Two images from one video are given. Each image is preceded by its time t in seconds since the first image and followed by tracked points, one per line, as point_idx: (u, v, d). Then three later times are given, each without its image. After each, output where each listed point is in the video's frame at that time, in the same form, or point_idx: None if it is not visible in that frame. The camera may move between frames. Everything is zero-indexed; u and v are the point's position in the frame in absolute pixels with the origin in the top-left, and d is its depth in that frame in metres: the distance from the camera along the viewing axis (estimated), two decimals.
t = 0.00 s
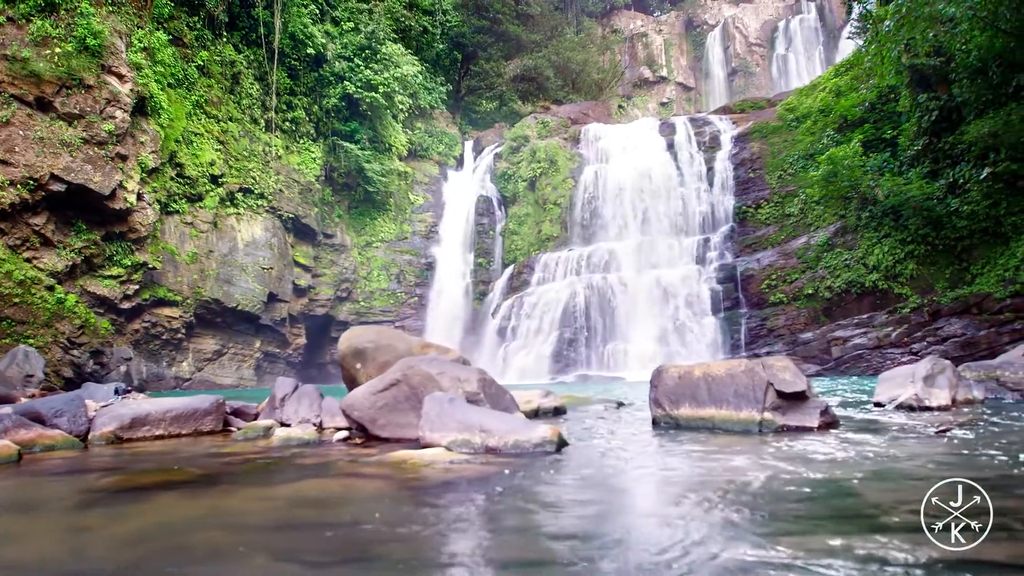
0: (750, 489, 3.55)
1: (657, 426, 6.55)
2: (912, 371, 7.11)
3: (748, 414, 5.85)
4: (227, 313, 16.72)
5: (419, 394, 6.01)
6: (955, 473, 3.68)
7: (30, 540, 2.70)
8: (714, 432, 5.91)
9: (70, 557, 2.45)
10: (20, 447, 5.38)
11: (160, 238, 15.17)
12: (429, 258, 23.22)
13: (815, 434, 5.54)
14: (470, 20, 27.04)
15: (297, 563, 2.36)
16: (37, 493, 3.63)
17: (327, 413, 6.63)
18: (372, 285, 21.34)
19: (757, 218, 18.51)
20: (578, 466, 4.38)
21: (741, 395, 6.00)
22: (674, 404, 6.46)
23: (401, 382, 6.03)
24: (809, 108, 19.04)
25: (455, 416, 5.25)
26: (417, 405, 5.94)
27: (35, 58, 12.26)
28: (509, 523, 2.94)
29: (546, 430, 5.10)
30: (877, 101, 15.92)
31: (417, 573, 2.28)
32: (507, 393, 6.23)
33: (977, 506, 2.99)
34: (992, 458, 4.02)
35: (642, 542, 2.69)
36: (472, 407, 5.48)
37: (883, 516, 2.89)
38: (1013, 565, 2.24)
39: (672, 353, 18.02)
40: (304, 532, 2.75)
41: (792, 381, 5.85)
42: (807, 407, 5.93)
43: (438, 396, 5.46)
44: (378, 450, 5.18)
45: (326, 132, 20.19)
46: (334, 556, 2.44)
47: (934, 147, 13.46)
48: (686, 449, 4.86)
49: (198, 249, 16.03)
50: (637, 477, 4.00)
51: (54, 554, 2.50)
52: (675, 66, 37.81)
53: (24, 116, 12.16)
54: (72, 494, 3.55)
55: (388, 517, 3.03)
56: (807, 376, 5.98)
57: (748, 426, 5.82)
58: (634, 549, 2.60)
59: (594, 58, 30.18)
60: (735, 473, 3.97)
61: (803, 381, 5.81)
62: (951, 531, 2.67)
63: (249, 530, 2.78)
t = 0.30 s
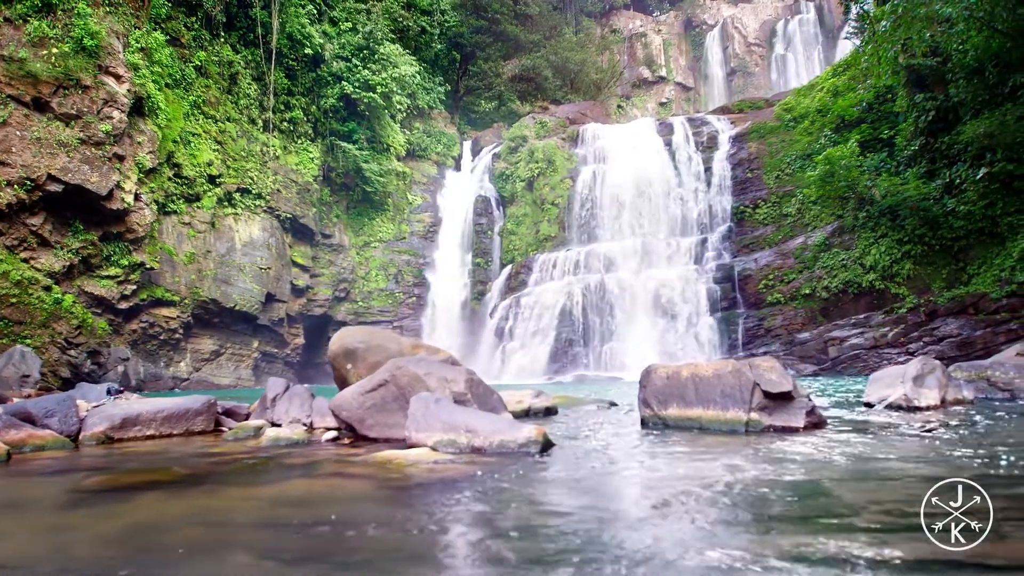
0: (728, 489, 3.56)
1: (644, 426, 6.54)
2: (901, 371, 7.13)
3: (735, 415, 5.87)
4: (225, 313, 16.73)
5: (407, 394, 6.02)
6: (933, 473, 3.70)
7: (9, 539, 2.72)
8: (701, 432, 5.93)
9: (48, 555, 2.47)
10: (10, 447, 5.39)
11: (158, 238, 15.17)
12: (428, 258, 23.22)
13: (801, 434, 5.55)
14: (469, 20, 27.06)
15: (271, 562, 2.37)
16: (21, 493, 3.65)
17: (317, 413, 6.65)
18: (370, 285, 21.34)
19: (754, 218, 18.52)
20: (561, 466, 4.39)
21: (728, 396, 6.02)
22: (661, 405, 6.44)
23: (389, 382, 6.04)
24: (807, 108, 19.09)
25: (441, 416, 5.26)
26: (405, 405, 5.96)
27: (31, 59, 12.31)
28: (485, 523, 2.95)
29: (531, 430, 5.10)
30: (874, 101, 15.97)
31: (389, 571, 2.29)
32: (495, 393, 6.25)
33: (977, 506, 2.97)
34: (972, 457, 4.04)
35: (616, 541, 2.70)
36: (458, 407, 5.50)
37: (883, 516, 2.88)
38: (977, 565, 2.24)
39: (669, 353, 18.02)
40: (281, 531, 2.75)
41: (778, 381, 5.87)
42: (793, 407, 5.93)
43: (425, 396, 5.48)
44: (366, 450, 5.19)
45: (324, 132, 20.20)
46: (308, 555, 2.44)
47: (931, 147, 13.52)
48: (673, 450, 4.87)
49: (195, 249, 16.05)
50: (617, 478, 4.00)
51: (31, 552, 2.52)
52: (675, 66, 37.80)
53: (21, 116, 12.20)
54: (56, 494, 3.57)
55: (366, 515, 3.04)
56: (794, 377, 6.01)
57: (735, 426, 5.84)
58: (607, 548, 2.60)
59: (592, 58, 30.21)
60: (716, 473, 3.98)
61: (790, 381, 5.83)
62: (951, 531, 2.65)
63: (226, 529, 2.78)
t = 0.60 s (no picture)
0: (706, 489, 3.57)
1: (632, 427, 6.54)
2: (891, 372, 7.16)
3: (721, 415, 5.89)
4: (223, 313, 16.74)
5: (394, 394, 6.03)
6: (909, 474, 3.72)
7: None
8: (687, 432, 5.95)
9: (26, 552, 2.49)
10: None
11: (155, 238, 15.18)
12: (426, 258, 23.23)
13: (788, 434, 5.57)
14: (467, 20, 27.10)
15: (244, 561, 2.37)
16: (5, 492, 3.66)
17: (306, 412, 6.65)
18: (368, 285, 21.36)
19: (752, 218, 18.54)
20: (541, 465, 4.40)
21: (714, 396, 6.04)
22: (649, 405, 6.45)
23: (376, 382, 6.05)
24: (805, 108, 19.13)
25: (426, 416, 5.27)
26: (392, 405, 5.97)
27: (29, 60, 12.33)
28: (460, 522, 2.95)
29: (515, 430, 5.11)
30: (872, 101, 16.01)
31: (361, 570, 2.29)
32: (482, 394, 6.26)
33: (977, 505, 2.97)
34: (950, 458, 4.06)
35: (589, 540, 2.70)
36: (444, 407, 5.51)
37: (884, 516, 2.86)
38: (942, 564, 2.25)
39: (667, 353, 18.03)
40: (257, 531, 2.75)
41: (763, 381, 5.89)
42: (778, 407, 5.94)
43: (410, 397, 5.49)
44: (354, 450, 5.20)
45: (322, 132, 20.21)
46: (282, 554, 2.44)
47: (928, 147, 13.57)
48: (658, 450, 4.88)
49: (193, 249, 16.05)
50: (597, 478, 4.01)
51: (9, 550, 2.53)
52: (674, 66, 37.80)
53: (18, 116, 12.19)
54: (39, 493, 3.58)
55: (344, 515, 3.04)
56: (780, 377, 6.02)
57: (721, 426, 5.85)
58: (580, 547, 2.60)
59: (591, 58, 30.21)
60: (697, 473, 3.99)
61: (775, 381, 5.84)
62: (952, 530, 2.64)
63: (204, 528, 2.79)
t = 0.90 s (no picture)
0: (688, 489, 3.59)
1: (620, 426, 6.55)
2: (881, 372, 7.19)
3: (706, 415, 5.91)
4: (220, 313, 16.74)
5: (381, 394, 6.05)
6: (884, 474, 3.75)
7: None
8: (673, 432, 5.96)
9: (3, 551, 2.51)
10: None
11: (152, 238, 15.19)
12: (424, 258, 23.24)
13: (773, 434, 5.58)
14: (465, 20, 27.13)
15: (217, 561, 2.37)
16: None
17: (294, 412, 6.66)
18: (366, 285, 21.38)
19: (749, 218, 18.57)
20: (522, 465, 4.42)
21: (700, 396, 6.06)
22: (637, 405, 6.46)
23: (363, 382, 6.07)
24: (802, 109, 19.18)
25: (411, 416, 5.29)
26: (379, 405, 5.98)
27: (25, 60, 12.34)
28: (434, 521, 2.96)
29: (499, 430, 5.12)
30: (868, 101, 16.04)
31: (332, 569, 2.30)
32: (468, 394, 6.27)
33: (977, 505, 2.97)
34: (928, 458, 4.10)
35: (561, 540, 2.71)
36: (429, 407, 5.53)
37: (884, 516, 2.86)
38: (904, 564, 2.26)
39: (664, 353, 18.05)
40: (233, 530, 2.76)
41: (748, 381, 5.91)
42: (764, 407, 5.96)
43: (396, 397, 5.51)
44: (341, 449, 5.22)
45: (320, 132, 20.23)
46: (255, 554, 2.45)
47: (924, 147, 13.62)
48: (643, 450, 4.88)
49: (190, 249, 16.05)
50: (578, 477, 4.03)
51: None
52: (673, 66, 37.80)
53: (14, 117, 12.17)
54: (23, 493, 3.59)
55: (321, 515, 3.04)
56: (765, 377, 6.04)
57: (707, 426, 5.87)
58: (552, 547, 2.61)
59: (589, 58, 30.24)
60: (679, 472, 4.01)
61: (760, 381, 5.86)
62: (951, 530, 2.63)
63: (184, 527, 2.80)
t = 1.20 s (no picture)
0: (671, 488, 3.59)
1: (608, 426, 6.55)
2: (870, 372, 7.21)
3: (693, 414, 5.91)
4: (217, 313, 16.74)
5: (367, 393, 6.05)
6: (860, 474, 3.76)
7: None
8: (660, 432, 5.96)
9: None
10: None
11: (149, 238, 15.19)
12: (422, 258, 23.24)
13: (758, 434, 5.59)
14: (463, 20, 27.13)
15: (186, 560, 2.37)
16: None
17: (283, 412, 6.67)
18: (364, 285, 21.38)
19: (747, 218, 18.58)
20: (504, 465, 4.43)
21: (687, 396, 6.07)
22: (624, 404, 6.47)
23: (349, 382, 6.07)
24: (800, 108, 19.19)
25: (396, 416, 5.29)
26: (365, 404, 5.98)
27: (22, 60, 12.35)
28: (407, 518, 2.97)
29: (482, 430, 5.11)
30: (866, 101, 16.04)
31: (299, 568, 2.29)
32: (455, 394, 6.27)
33: (977, 506, 2.96)
34: (908, 458, 4.12)
35: (531, 538, 2.72)
36: (415, 407, 5.54)
37: (884, 516, 2.84)
38: (864, 562, 2.27)
39: (661, 353, 18.04)
40: (211, 528, 2.77)
41: (734, 381, 5.92)
42: (749, 407, 5.97)
43: (381, 396, 5.51)
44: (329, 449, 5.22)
45: (318, 132, 20.24)
46: (224, 553, 2.44)
47: (921, 147, 13.64)
48: (628, 449, 4.88)
49: (188, 249, 16.05)
50: (563, 477, 4.03)
51: None
52: (672, 66, 37.77)
53: (11, 117, 12.18)
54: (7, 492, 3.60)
55: (297, 513, 3.05)
56: (751, 377, 6.04)
57: (693, 425, 5.88)
58: (519, 544, 2.61)
59: (588, 57, 30.25)
60: (662, 472, 4.01)
61: (745, 380, 5.86)
62: (951, 530, 2.61)
63: (164, 524, 2.82)
